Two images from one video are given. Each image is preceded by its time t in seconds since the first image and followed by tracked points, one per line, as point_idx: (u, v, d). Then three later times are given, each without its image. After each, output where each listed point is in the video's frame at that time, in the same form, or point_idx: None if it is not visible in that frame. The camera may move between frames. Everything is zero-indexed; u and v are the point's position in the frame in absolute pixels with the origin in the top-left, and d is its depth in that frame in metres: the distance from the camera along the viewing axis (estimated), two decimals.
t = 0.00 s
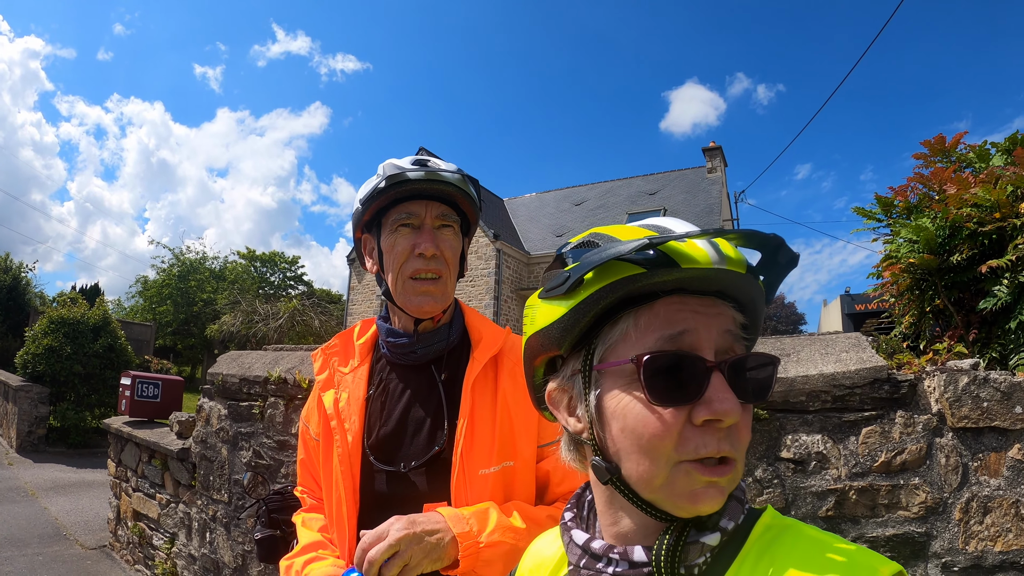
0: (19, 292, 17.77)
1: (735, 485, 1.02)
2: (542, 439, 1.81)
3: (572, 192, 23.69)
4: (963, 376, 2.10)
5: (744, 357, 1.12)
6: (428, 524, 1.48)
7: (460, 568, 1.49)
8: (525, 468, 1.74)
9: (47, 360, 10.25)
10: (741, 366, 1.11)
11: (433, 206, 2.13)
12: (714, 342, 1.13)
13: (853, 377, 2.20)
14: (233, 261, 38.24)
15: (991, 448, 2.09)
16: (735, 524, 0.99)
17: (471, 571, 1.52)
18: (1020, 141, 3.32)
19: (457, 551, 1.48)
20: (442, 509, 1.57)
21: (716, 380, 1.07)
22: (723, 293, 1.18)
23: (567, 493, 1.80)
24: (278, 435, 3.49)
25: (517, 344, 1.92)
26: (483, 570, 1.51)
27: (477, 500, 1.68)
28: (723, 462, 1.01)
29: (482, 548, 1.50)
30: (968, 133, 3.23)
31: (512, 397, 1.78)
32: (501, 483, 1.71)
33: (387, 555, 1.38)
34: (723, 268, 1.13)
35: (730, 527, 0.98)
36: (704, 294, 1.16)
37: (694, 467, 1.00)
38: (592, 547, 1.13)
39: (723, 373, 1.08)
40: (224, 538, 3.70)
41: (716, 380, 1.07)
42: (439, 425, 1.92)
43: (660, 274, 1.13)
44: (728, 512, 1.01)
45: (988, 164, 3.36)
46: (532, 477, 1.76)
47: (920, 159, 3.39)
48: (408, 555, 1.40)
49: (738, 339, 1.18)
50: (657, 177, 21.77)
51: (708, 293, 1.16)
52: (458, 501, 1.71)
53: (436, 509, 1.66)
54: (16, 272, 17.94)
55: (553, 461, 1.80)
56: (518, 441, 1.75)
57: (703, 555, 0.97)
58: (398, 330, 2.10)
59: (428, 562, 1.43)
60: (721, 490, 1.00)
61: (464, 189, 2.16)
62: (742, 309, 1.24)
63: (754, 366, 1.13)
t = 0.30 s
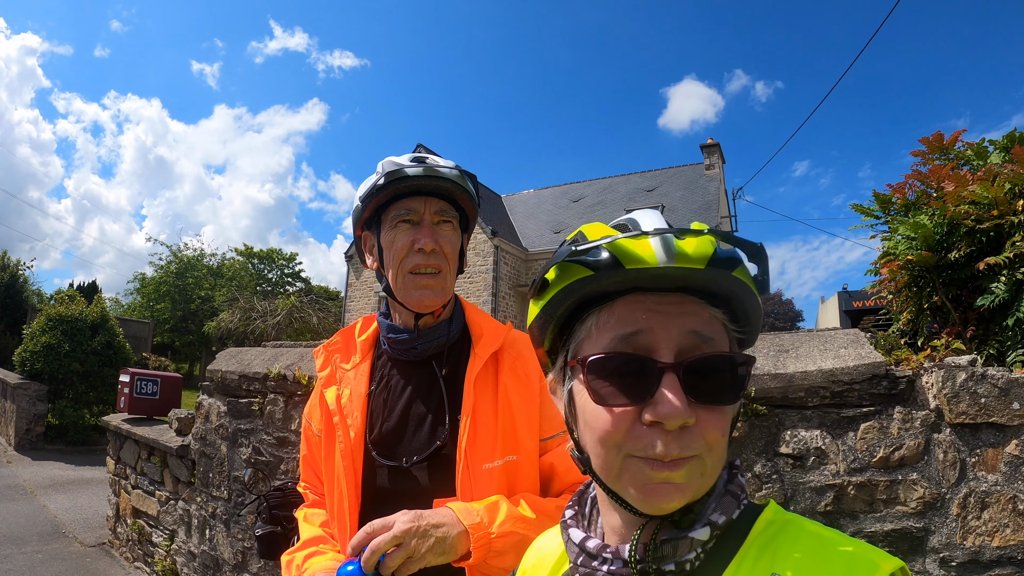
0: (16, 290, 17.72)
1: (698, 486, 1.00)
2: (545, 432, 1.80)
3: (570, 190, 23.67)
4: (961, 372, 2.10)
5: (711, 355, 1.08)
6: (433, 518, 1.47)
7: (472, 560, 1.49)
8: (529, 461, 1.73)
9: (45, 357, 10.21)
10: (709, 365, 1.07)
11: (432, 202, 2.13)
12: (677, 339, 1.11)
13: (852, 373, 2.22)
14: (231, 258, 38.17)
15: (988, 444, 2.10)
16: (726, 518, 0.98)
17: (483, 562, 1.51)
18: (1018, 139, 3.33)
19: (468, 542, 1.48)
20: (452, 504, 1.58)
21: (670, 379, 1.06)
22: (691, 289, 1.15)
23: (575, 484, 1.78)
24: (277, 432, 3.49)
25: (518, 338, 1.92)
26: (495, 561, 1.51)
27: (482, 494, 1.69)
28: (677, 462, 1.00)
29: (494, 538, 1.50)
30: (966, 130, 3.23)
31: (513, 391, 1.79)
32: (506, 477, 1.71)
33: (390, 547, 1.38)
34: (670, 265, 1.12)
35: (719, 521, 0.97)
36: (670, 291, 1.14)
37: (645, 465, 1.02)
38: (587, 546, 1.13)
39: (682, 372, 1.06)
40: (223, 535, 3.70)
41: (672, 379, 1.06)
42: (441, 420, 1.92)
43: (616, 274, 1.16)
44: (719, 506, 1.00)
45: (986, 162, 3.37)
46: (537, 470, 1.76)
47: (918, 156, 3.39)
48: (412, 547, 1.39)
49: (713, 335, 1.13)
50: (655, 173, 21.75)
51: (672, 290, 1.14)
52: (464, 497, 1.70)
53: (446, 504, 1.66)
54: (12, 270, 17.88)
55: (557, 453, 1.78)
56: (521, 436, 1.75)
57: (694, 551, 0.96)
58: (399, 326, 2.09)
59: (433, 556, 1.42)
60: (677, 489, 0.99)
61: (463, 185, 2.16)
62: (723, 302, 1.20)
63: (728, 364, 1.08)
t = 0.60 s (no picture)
0: (14, 289, 17.67)
1: (651, 493, 1.00)
2: (558, 433, 1.80)
3: (569, 187, 23.66)
4: (967, 370, 2.10)
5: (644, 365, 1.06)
6: (446, 523, 1.47)
7: (483, 567, 1.49)
8: (542, 462, 1.74)
9: (44, 357, 10.17)
10: (646, 374, 1.05)
11: (443, 203, 2.12)
12: (619, 353, 1.11)
13: (859, 371, 2.23)
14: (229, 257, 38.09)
15: (993, 441, 2.10)
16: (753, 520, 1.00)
17: (491, 569, 1.51)
18: (1019, 137, 3.33)
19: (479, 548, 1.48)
20: (460, 509, 1.56)
21: (604, 393, 1.10)
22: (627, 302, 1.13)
23: (586, 486, 1.79)
24: (280, 431, 3.48)
25: (531, 339, 1.93)
26: (506, 567, 1.51)
27: (496, 496, 1.68)
28: (617, 470, 1.03)
29: (504, 544, 1.50)
30: (967, 129, 3.23)
31: (527, 392, 1.79)
32: (519, 479, 1.71)
33: (412, 561, 1.37)
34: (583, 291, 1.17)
35: (747, 524, 0.99)
36: (611, 306, 1.16)
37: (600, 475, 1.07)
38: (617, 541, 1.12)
39: (619, 385, 1.07)
40: (226, 535, 3.70)
41: (609, 392, 1.09)
42: (454, 420, 1.91)
43: (565, 298, 1.26)
44: (748, 509, 1.01)
45: (988, 160, 3.37)
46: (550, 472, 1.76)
47: (920, 154, 3.39)
48: (432, 554, 1.39)
49: (661, 343, 1.08)
50: (654, 171, 21.74)
51: (613, 307, 1.15)
52: (478, 499, 1.70)
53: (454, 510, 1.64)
54: (10, 269, 17.82)
55: (569, 454, 1.79)
56: (534, 437, 1.75)
57: (720, 554, 0.97)
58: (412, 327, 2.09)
59: (451, 561, 1.41)
60: (625, 497, 1.01)
61: (474, 184, 2.15)
62: (672, 310, 1.09)
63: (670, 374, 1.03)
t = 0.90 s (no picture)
0: (7, 286, 17.56)
1: (718, 481, 1.00)
2: (566, 429, 1.79)
3: (566, 184, 23.64)
4: (971, 364, 2.10)
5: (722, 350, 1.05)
6: (449, 522, 1.47)
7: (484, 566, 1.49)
8: (551, 458, 1.74)
9: (39, 353, 10.12)
10: (725, 360, 1.04)
11: (446, 193, 2.10)
12: (689, 338, 1.10)
13: (863, 365, 2.22)
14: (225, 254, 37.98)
15: (997, 435, 2.11)
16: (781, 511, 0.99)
17: (495, 568, 1.50)
18: (1019, 134, 3.33)
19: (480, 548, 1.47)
20: (462, 509, 1.56)
21: (677, 378, 1.06)
22: (703, 284, 1.11)
23: (592, 485, 1.75)
24: (279, 428, 3.47)
25: (541, 335, 1.93)
26: (508, 567, 1.50)
27: (503, 491, 1.68)
28: (695, 457, 1.00)
29: (505, 544, 1.49)
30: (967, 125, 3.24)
31: (537, 386, 1.79)
32: (526, 474, 1.71)
33: (416, 560, 1.38)
34: (664, 268, 1.13)
35: (775, 515, 0.98)
36: (679, 288, 1.14)
37: (663, 462, 1.04)
38: (645, 535, 1.11)
39: (692, 371, 1.06)
40: (225, 532, 3.69)
41: (681, 377, 1.06)
42: (463, 414, 1.90)
43: (628, 277, 1.21)
44: (776, 500, 1.00)
45: (987, 156, 3.38)
46: (557, 468, 1.76)
47: (919, 151, 3.40)
48: (438, 554, 1.39)
49: (733, 330, 1.08)
50: (650, 167, 21.73)
51: (685, 288, 1.12)
52: (484, 493, 1.69)
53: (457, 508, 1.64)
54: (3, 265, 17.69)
55: (576, 451, 1.77)
56: (542, 432, 1.75)
57: (748, 544, 0.97)
58: (419, 321, 2.07)
59: (457, 561, 1.42)
60: (693, 485, 1.00)
61: (478, 174, 2.12)
62: (743, 295, 1.12)
63: (748, 360, 1.04)
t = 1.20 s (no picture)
0: None
1: (634, 460, 1.07)
2: (548, 421, 1.80)
3: (558, 179, 23.59)
4: (953, 358, 2.13)
5: (632, 335, 1.11)
6: (433, 507, 1.45)
7: (472, 550, 1.49)
8: (533, 450, 1.74)
9: (26, 349, 10.03)
10: (633, 346, 1.10)
11: (422, 188, 2.10)
12: (610, 327, 1.17)
13: (846, 359, 2.25)
14: (217, 250, 37.72)
15: (979, 429, 2.13)
16: (748, 499, 1.01)
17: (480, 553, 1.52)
18: (1004, 130, 3.37)
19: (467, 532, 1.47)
20: (450, 492, 1.55)
21: (596, 362, 1.15)
22: (622, 276, 1.18)
23: (575, 474, 1.79)
24: (266, 422, 3.46)
25: (522, 326, 1.93)
26: (495, 551, 1.52)
27: (486, 482, 1.69)
28: (608, 437, 1.09)
29: (494, 529, 1.50)
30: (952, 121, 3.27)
31: (518, 378, 1.80)
32: (509, 465, 1.72)
33: (393, 538, 1.36)
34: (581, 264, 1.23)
35: (741, 503, 1.00)
36: (607, 281, 1.22)
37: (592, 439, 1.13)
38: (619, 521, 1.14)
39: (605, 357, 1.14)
40: (213, 527, 3.67)
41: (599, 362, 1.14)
42: (445, 406, 1.91)
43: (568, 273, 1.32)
44: (743, 488, 1.02)
45: (972, 152, 3.41)
46: (540, 458, 1.77)
47: (904, 146, 3.43)
48: (414, 537, 1.38)
49: (651, 316, 1.13)
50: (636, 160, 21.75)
51: (609, 280, 1.21)
52: (467, 484, 1.70)
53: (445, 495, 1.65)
54: None
55: (559, 442, 1.79)
56: (524, 424, 1.75)
57: (714, 532, 0.98)
58: (400, 314, 2.07)
59: (434, 546, 1.41)
60: (610, 461, 1.09)
61: (455, 169, 2.11)
62: (663, 285, 1.14)
63: (648, 346, 1.09)
